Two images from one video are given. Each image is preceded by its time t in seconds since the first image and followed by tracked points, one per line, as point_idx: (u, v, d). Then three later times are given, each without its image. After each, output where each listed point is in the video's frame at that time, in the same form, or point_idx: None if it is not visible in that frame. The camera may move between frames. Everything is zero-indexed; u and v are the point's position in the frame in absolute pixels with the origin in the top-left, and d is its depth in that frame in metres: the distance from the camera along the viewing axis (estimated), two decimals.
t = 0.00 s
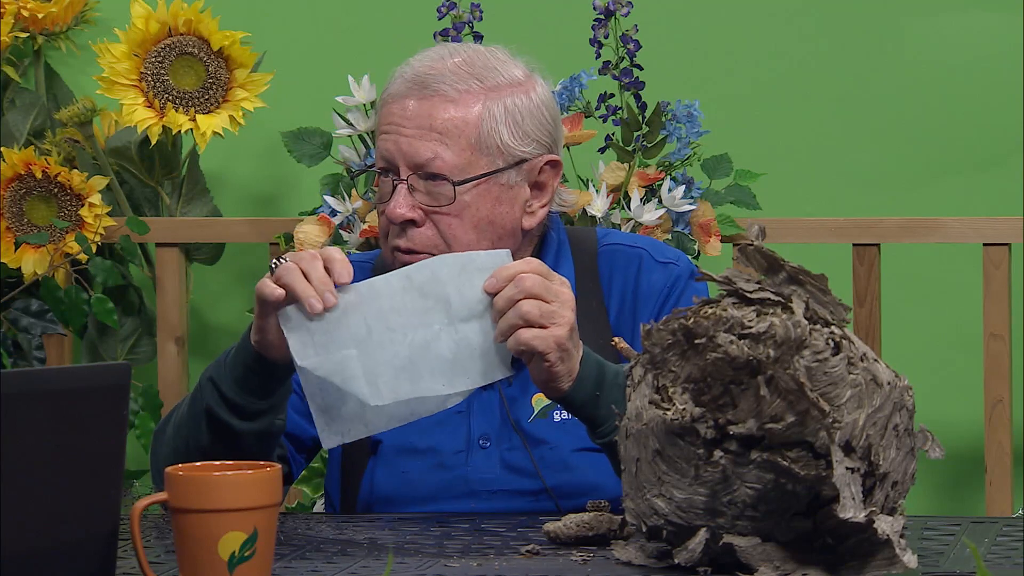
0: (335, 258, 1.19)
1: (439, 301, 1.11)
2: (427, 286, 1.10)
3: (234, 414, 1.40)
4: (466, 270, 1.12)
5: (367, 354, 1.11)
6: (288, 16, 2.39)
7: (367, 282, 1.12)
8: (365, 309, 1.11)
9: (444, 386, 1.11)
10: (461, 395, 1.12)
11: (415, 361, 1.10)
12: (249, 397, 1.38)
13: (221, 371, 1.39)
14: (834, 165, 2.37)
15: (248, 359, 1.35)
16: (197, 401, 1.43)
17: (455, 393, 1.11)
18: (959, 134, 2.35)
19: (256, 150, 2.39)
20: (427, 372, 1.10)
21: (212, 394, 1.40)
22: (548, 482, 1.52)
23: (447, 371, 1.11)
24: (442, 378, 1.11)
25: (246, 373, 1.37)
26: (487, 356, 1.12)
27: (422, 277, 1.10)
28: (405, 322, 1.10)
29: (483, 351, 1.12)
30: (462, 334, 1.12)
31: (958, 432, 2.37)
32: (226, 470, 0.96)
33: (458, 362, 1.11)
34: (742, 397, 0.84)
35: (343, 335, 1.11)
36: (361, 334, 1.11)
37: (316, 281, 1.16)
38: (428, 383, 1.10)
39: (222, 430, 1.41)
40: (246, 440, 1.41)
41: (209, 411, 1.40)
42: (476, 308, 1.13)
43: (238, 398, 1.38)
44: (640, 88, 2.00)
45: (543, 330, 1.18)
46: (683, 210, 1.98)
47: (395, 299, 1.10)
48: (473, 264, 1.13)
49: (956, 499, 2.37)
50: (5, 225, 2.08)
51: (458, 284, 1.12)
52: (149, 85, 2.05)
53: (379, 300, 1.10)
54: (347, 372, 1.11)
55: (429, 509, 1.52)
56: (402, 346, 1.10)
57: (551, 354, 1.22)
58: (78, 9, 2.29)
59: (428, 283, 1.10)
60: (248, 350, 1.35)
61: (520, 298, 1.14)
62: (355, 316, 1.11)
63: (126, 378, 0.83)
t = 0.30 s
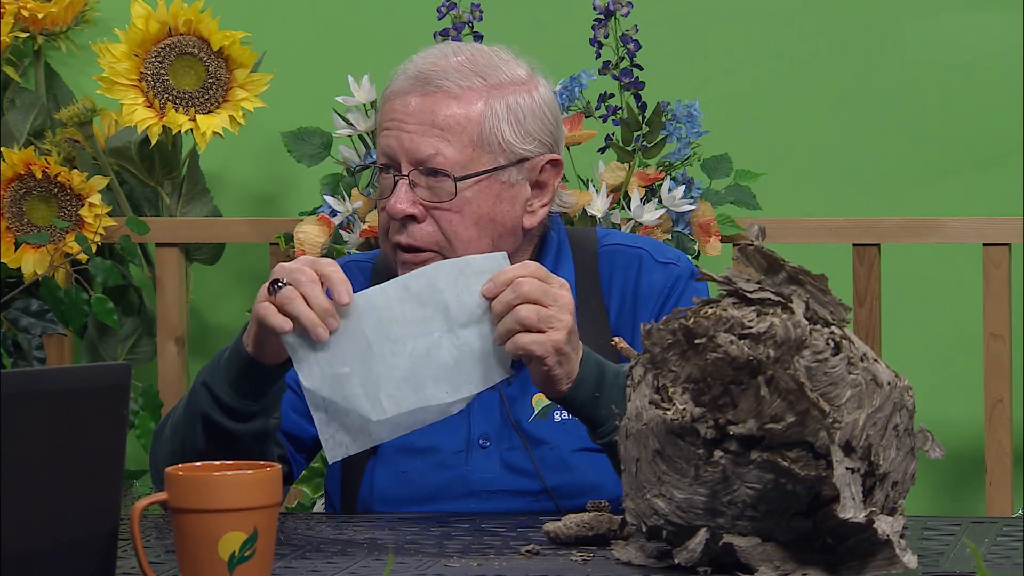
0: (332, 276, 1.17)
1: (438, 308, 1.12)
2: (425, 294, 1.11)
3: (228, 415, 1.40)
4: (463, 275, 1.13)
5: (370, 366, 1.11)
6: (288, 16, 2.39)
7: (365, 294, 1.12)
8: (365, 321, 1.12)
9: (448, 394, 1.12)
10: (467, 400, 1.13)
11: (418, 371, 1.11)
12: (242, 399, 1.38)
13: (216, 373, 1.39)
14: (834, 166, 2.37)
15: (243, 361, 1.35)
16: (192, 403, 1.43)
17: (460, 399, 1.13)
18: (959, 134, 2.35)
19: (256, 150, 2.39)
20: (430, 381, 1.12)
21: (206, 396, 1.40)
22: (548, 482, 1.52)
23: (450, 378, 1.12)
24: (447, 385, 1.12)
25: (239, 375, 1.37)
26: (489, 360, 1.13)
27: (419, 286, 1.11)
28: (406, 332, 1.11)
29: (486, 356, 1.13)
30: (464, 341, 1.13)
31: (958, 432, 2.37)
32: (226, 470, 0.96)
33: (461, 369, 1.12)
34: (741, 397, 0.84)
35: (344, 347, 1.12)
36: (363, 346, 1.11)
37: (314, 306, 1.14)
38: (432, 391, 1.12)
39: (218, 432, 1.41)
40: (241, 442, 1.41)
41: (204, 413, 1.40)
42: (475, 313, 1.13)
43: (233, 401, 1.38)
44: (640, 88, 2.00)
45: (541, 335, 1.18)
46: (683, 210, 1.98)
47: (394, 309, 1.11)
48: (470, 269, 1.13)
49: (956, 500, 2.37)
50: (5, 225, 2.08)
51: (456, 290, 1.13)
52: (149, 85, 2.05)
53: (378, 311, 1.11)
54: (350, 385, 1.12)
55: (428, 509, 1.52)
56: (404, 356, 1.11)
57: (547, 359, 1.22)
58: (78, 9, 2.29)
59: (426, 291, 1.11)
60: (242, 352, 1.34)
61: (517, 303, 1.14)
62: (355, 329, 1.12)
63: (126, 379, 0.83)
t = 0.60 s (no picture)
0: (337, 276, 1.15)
1: (437, 306, 1.13)
2: (426, 293, 1.12)
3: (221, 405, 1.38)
4: (464, 274, 1.13)
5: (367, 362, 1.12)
6: (288, 16, 2.39)
7: (366, 288, 1.13)
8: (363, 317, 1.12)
9: (441, 392, 1.14)
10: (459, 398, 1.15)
11: (413, 369, 1.13)
12: (236, 386, 1.38)
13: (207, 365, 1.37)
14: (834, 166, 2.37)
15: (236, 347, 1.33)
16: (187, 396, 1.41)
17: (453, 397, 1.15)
18: (959, 134, 2.35)
19: (256, 151, 2.39)
20: (424, 379, 1.13)
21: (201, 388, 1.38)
22: (549, 479, 1.53)
23: (444, 377, 1.14)
24: (441, 384, 1.14)
25: (230, 363, 1.35)
26: (481, 357, 1.15)
27: (420, 284, 1.11)
28: (403, 329, 1.12)
29: (480, 353, 1.15)
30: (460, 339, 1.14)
31: (958, 432, 2.37)
32: (227, 469, 0.96)
33: (457, 367, 1.14)
34: (741, 397, 0.84)
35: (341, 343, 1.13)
36: (360, 342, 1.12)
37: (321, 304, 1.13)
38: (425, 390, 1.13)
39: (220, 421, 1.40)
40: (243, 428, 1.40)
41: (202, 406, 1.38)
42: (474, 312, 1.14)
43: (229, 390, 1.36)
44: (640, 88, 2.00)
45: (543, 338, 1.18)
46: (683, 210, 1.98)
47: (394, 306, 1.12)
48: (472, 268, 1.14)
49: (956, 499, 2.37)
50: (5, 225, 2.08)
51: (456, 289, 1.13)
52: (149, 85, 2.05)
53: (378, 307, 1.12)
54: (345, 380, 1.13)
55: (428, 507, 1.52)
56: (401, 354, 1.12)
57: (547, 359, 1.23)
58: (78, 9, 2.29)
59: (427, 289, 1.12)
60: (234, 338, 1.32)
61: (516, 309, 1.14)
62: (353, 324, 1.13)
63: (126, 379, 0.83)
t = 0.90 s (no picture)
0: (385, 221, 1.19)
1: (477, 262, 1.16)
2: (466, 248, 1.15)
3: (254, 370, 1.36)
4: (500, 233, 1.15)
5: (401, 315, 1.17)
6: (288, 16, 2.39)
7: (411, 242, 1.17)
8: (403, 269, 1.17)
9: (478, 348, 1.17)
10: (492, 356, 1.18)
11: (453, 323, 1.16)
12: (267, 351, 1.35)
13: (234, 331, 1.34)
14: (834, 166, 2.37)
15: (268, 308, 1.31)
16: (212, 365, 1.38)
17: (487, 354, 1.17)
18: (960, 134, 2.35)
19: (256, 151, 2.39)
20: (462, 335, 1.17)
21: (231, 356, 1.35)
22: (554, 474, 1.53)
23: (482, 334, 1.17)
24: (472, 341, 1.17)
25: (264, 329, 1.32)
26: (514, 320, 1.17)
27: (462, 240, 1.15)
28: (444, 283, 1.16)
29: (513, 315, 1.17)
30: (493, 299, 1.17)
31: (958, 432, 2.37)
32: (227, 469, 0.96)
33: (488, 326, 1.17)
34: (742, 397, 0.84)
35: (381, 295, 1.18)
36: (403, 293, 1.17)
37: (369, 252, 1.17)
38: (462, 345, 1.17)
39: (249, 388, 1.38)
40: (274, 393, 1.38)
41: (233, 372, 1.36)
42: (513, 273, 1.16)
43: (261, 354, 1.35)
44: (640, 88, 2.00)
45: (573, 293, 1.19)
46: (683, 210, 1.98)
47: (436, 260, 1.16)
48: (509, 229, 1.15)
49: (956, 499, 2.37)
50: (5, 225, 2.08)
51: (492, 247, 1.16)
52: (149, 85, 2.05)
53: (417, 260, 1.17)
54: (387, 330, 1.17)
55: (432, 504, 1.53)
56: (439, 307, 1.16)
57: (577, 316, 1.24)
58: (78, 9, 2.29)
59: (463, 245, 1.15)
60: (268, 299, 1.31)
61: (541, 267, 1.16)
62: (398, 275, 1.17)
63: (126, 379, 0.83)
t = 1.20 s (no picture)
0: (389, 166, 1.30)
1: (484, 214, 1.27)
2: (476, 200, 1.26)
3: (273, 342, 1.46)
4: (503, 193, 1.28)
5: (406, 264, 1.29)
6: (288, 16, 2.39)
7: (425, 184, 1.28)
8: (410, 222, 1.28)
9: (472, 294, 1.29)
10: (481, 307, 1.30)
11: (454, 268, 1.29)
12: (287, 324, 1.46)
13: (259, 302, 1.46)
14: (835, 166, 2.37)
15: (292, 280, 1.44)
16: (232, 339, 1.48)
17: (478, 303, 1.30)
18: (960, 134, 2.35)
19: (256, 151, 2.39)
20: (461, 280, 1.29)
21: (253, 327, 1.46)
22: (554, 472, 1.53)
23: (478, 281, 1.29)
24: (468, 293, 1.29)
25: (288, 300, 1.44)
26: (509, 275, 1.30)
27: (473, 190, 1.26)
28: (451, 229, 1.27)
29: (508, 271, 1.30)
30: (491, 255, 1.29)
31: (958, 432, 2.37)
32: (227, 469, 0.96)
33: (484, 279, 1.29)
34: (742, 397, 0.84)
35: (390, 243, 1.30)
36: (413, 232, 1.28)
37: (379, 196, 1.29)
38: (459, 289, 1.29)
39: (266, 361, 1.48)
40: (290, 367, 1.48)
41: (253, 343, 1.46)
42: (514, 230, 1.29)
43: (282, 326, 1.45)
44: (640, 88, 2.00)
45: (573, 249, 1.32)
46: (684, 210, 1.98)
47: (448, 206, 1.26)
48: (512, 190, 1.28)
49: (955, 499, 2.37)
50: (5, 225, 2.07)
51: (494, 207, 1.28)
52: (149, 85, 2.05)
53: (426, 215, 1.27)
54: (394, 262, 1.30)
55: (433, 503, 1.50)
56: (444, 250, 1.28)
57: (581, 270, 1.37)
58: (77, 9, 2.29)
59: (469, 202, 1.26)
60: (293, 271, 1.44)
61: (545, 225, 1.29)
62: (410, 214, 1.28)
63: (126, 379, 0.83)
